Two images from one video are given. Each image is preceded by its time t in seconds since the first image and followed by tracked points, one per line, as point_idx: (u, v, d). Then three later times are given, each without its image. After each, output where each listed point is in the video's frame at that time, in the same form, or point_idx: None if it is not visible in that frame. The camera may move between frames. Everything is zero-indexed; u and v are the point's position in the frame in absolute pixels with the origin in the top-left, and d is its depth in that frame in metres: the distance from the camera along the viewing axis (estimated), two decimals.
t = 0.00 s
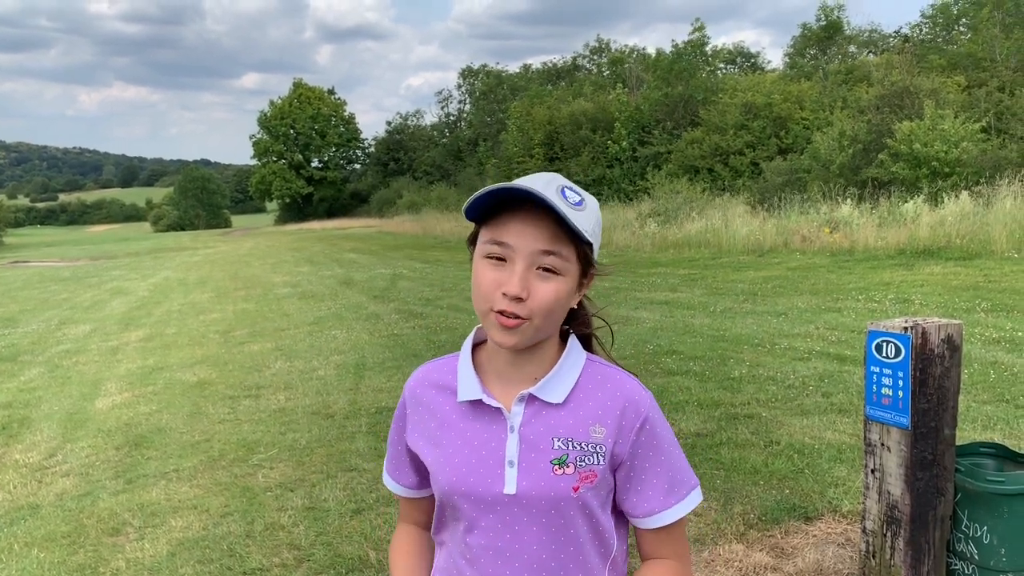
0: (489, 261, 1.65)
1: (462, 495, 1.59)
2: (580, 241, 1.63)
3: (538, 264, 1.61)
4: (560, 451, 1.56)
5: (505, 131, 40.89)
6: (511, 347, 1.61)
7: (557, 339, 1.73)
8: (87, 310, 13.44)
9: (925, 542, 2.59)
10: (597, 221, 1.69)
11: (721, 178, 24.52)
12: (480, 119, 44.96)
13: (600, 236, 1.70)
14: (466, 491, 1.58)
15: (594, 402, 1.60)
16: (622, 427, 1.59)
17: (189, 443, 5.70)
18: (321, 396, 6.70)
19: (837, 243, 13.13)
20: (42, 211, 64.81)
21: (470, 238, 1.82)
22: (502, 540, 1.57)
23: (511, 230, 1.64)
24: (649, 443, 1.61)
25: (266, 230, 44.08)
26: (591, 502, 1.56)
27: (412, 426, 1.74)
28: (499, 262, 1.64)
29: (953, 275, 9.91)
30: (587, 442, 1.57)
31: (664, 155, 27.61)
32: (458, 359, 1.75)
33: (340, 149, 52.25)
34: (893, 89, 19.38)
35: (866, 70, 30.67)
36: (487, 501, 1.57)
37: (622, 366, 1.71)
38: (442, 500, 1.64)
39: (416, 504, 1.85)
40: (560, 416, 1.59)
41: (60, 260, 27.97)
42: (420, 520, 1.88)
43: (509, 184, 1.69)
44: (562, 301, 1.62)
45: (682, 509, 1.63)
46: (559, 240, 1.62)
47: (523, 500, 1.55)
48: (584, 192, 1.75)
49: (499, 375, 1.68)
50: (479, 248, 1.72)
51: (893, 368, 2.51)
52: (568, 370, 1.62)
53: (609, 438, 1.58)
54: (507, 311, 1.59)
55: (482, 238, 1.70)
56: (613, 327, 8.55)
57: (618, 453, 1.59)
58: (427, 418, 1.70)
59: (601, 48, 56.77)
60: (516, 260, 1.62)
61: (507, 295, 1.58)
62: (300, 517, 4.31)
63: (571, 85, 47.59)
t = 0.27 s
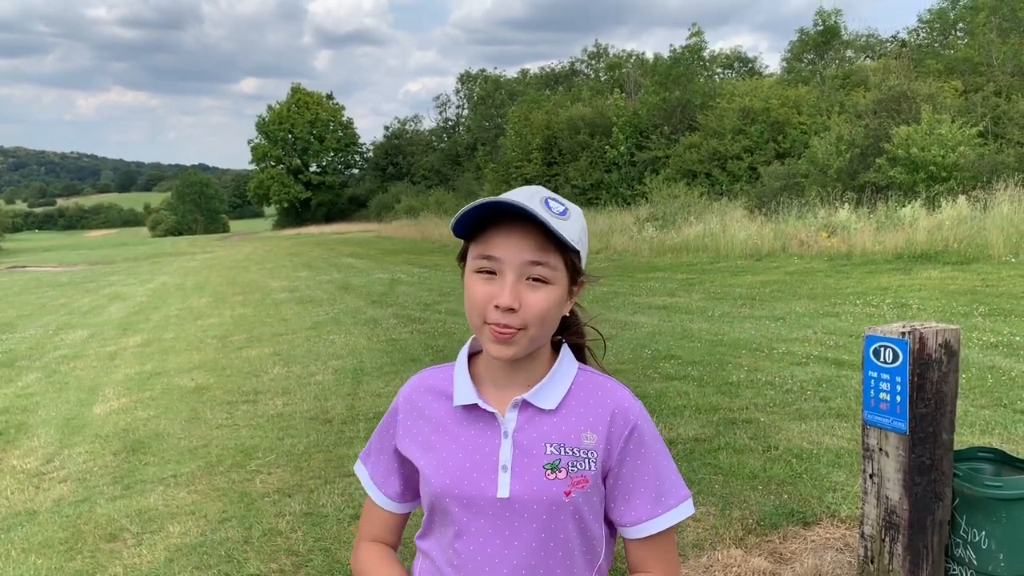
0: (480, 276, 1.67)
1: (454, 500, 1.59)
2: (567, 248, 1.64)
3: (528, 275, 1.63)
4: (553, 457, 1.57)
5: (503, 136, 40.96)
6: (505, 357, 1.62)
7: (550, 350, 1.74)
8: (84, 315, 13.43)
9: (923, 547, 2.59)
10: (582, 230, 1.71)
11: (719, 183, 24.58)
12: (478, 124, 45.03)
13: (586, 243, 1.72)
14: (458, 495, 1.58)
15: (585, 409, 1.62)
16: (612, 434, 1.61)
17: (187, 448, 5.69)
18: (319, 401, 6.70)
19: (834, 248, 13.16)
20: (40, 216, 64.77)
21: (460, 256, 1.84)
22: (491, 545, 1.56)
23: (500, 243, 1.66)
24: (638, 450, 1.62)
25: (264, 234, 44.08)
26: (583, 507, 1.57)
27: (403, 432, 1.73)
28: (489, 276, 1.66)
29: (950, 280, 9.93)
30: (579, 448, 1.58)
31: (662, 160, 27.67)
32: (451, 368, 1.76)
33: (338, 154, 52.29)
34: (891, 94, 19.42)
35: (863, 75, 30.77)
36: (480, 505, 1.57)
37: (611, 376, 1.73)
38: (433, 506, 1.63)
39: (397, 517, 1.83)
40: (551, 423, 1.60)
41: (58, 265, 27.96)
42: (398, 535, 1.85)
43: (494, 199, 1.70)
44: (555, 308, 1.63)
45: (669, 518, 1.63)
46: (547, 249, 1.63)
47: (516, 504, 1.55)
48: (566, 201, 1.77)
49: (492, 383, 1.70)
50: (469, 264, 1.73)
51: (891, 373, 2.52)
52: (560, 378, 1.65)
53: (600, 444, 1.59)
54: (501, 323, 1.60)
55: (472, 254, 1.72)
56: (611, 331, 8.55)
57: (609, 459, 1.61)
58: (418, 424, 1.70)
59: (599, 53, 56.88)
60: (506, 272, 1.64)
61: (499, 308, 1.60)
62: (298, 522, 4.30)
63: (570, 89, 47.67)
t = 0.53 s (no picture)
0: (480, 277, 1.68)
1: (446, 501, 1.59)
2: (565, 258, 1.69)
3: (529, 281, 1.65)
4: (545, 455, 1.62)
5: (503, 141, 41.01)
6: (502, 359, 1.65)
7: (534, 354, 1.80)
8: (84, 320, 13.42)
9: (924, 553, 2.58)
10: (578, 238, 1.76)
11: (719, 188, 24.59)
12: (478, 129, 45.10)
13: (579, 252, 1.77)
14: (450, 497, 1.59)
15: (572, 409, 1.69)
16: (597, 432, 1.70)
17: (186, 453, 5.69)
18: (319, 406, 6.69)
19: (835, 253, 13.15)
20: (40, 221, 64.76)
21: (453, 255, 1.83)
22: (482, 543, 1.58)
23: (503, 247, 1.67)
24: (618, 448, 1.73)
25: (264, 239, 44.10)
26: (571, 504, 1.64)
27: (382, 436, 1.69)
28: (490, 278, 1.67)
29: (950, 285, 9.93)
30: (569, 447, 1.65)
31: (662, 165, 27.69)
32: (431, 368, 1.75)
33: (338, 159, 52.36)
34: (890, 100, 19.43)
35: (863, 80, 30.81)
36: (471, 504, 1.59)
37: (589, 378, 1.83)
38: (417, 510, 1.62)
39: (370, 524, 1.78)
40: (541, 423, 1.65)
41: (58, 270, 27.96)
42: (371, 543, 1.80)
43: (496, 203, 1.71)
44: (553, 313, 1.68)
45: (640, 513, 1.75)
46: (549, 258, 1.67)
47: (508, 503, 1.59)
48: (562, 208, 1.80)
49: (478, 386, 1.71)
50: (466, 266, 1.73)
51: (891, 378, 2.50)
52: (547, 382, 1.70)
53: (587, 443, 1.67)
54: (501, 326, 1.62)
55: (471, 256, 1.72)
56: (611, 336, 8.55)
57: (594, 457, 1.70)
58: (401, 426, 1.67)
59: (599, 58, 56.96)
60: (508, 277, 1.65)
61: (500, 312, 1.62)
62: (298, 528, 4.29)
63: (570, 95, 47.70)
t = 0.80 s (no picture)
0: (472, 285, 1.67)
1: (437, 504, 1.59)
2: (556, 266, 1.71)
3: (522, 289, 1.67)
4: (535, 456, 1.64)
5: (505, 144, 41.04)
6: (494, 365, 1.66)
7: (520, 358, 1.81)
8: (87, 322, 13.44)
9: (927, 557, 2.59)
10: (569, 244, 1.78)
11: (721, 191, 24.59)
12: (480, 132, 45.15)
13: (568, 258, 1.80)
14: (441, 501, 1.59)
15: (561, 411, 1.71)
16: (584, 433, 1.72)
17: (188, 456, 5.69)
18: (321, 409, 6.69)
19: (837, 256, 13.15)
20: (43, 223, 64.91)
21: (441, 260, 1.81)
22: (474, 546, 1.59)
23: (496, 255, 1.67)
24: (603, 447, 1.76)
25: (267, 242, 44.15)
26: (560, 504, 1.65)
27: (368, 441, 1.69)
28: (483, 287, 1.67)
29: (953, 288, 9.93)
30: (558, 448, 1.66)
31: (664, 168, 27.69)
32: (418, 373, 1.75)
33: (341, 162, 52.43)
34: (892, 103, 19.41)
35: (865, 83, 30.82)
36: (462, 507, 1.59)
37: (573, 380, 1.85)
38: (408, 514, 1.62)
39: (357, 529, 1.78)
40: (531, 425, 1.66)
41: (61, 272, 28.03)
42: (355, 549, 1.80)
43: (490, 211, 1.70)
44: (544, 321, 1.70)
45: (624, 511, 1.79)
46: (542, 266, 1.68)
47: (499, 504, 1.60)
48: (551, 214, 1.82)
49: (466, 389, 1.71)
50: (457, 272, 1.72)
51: (894, 382, 2.49)
52: (535, 384, 1.71)
53: (575, 443, 1.69)
54: (495, 334, 1.63)
55: (462, 263, 1.71)
56: (613, 339, 8.54)
57: (582, 457, 1.71)
58: (390, 430, 1.67)
59: (601, 61, 57.01)
60: (502, 286, 1.66)
61: (495, 320, 1.63)
62: (299, 530, 4.29)
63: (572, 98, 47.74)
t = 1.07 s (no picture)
0: (477, 284, 1.68)
1: (437, 506, 1.60)
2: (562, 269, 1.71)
3: (527, 290, 1.67)
4: (535, 457, 1.63)
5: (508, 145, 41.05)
6: (498, 367, 1.67)
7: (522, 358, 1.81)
8: (91, 322, 13.48)
9: (932, 557, 2.58)
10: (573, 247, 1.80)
11: (724, 192, 24.58)
12: (483, 132, 45.17)
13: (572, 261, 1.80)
14: (440, 503, 1.60)
15: (562, 411, 1.70)
16: (586, 433, 1.71)
17: (192, 455, 5.71)
18: (325, 409, 6.70)
19: (841, 257, 13.12)
20: (47, 223, 65.12)
21: (447, 258, 1.82)
22: (475, 547, 1.60)
23: (503, 255, 1.68)
24: (606, 448, 1.75)
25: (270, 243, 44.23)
26: (561, 504, 1.65)
27: (372, 443, 1.70)
28: (488, 286, 1.67)
29: (957, 289, 9.91)
30: (558, 448, 1.66)
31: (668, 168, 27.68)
32: (420, 375, 1.76)
33: (344, 162, 52.50)
34: (896, 103, 19.37)
35: (869, 84, 30.77)
36: (462, 508, 1.60)
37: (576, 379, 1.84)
38: (410, 515, 1.63)
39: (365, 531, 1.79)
40: (531, 424, 1.66)
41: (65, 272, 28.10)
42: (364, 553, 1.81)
43: (497, 212, 1.71)
44: (548, 323, 1.71)
45: (624, 514, 1.79)
46: (548, 268, 1.69)
47: (498, 505, 1.60)
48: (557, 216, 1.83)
49: (467, 389, 1.72)
50: (462, 271, 1.72)
51: (899, 382, 2.49)
52: (535, 384, 1.71)
53: (576, 444, 1.69)
54: (498, 334, 1.64)
55: (467, 262, 1.71)
56: (617, 340, 8.54)
57: (584, 458, 1.71)
58: (391, 432, 1.68)
59: (604, 62, 56.99)
60: (507, 286, 1.66)
61: (499, 320, 1.63)
62: (304, 530, 4.30)
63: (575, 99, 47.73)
